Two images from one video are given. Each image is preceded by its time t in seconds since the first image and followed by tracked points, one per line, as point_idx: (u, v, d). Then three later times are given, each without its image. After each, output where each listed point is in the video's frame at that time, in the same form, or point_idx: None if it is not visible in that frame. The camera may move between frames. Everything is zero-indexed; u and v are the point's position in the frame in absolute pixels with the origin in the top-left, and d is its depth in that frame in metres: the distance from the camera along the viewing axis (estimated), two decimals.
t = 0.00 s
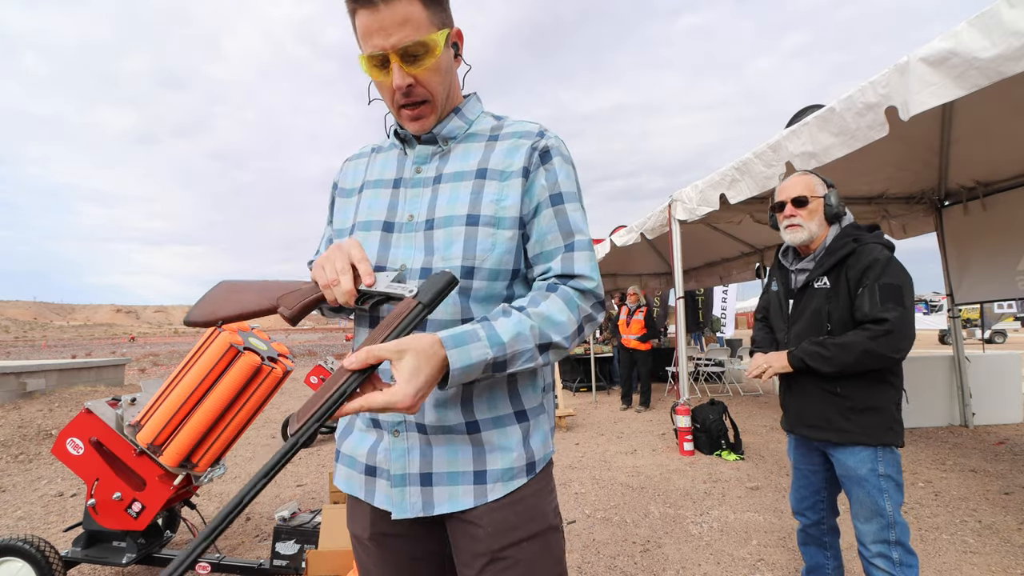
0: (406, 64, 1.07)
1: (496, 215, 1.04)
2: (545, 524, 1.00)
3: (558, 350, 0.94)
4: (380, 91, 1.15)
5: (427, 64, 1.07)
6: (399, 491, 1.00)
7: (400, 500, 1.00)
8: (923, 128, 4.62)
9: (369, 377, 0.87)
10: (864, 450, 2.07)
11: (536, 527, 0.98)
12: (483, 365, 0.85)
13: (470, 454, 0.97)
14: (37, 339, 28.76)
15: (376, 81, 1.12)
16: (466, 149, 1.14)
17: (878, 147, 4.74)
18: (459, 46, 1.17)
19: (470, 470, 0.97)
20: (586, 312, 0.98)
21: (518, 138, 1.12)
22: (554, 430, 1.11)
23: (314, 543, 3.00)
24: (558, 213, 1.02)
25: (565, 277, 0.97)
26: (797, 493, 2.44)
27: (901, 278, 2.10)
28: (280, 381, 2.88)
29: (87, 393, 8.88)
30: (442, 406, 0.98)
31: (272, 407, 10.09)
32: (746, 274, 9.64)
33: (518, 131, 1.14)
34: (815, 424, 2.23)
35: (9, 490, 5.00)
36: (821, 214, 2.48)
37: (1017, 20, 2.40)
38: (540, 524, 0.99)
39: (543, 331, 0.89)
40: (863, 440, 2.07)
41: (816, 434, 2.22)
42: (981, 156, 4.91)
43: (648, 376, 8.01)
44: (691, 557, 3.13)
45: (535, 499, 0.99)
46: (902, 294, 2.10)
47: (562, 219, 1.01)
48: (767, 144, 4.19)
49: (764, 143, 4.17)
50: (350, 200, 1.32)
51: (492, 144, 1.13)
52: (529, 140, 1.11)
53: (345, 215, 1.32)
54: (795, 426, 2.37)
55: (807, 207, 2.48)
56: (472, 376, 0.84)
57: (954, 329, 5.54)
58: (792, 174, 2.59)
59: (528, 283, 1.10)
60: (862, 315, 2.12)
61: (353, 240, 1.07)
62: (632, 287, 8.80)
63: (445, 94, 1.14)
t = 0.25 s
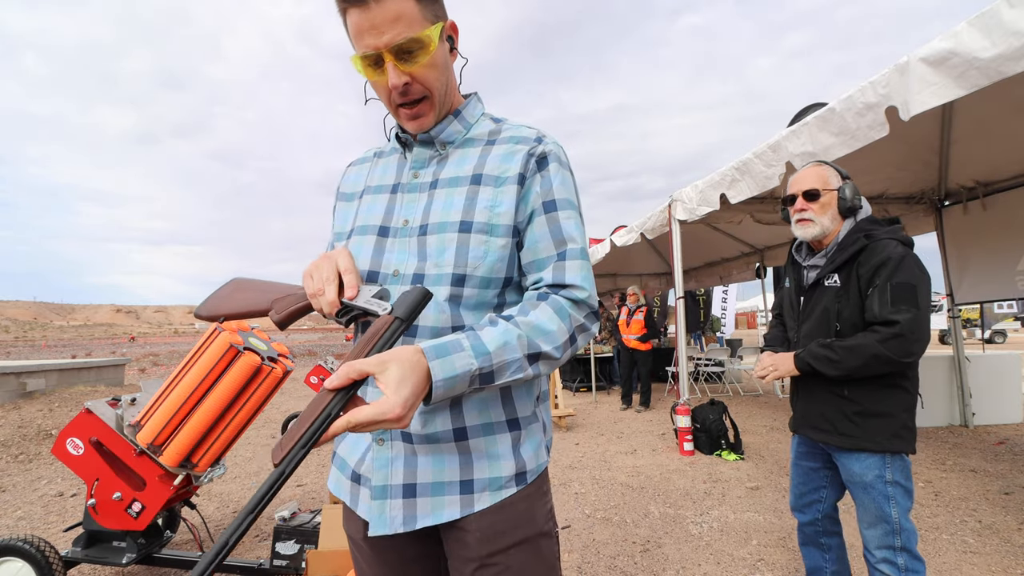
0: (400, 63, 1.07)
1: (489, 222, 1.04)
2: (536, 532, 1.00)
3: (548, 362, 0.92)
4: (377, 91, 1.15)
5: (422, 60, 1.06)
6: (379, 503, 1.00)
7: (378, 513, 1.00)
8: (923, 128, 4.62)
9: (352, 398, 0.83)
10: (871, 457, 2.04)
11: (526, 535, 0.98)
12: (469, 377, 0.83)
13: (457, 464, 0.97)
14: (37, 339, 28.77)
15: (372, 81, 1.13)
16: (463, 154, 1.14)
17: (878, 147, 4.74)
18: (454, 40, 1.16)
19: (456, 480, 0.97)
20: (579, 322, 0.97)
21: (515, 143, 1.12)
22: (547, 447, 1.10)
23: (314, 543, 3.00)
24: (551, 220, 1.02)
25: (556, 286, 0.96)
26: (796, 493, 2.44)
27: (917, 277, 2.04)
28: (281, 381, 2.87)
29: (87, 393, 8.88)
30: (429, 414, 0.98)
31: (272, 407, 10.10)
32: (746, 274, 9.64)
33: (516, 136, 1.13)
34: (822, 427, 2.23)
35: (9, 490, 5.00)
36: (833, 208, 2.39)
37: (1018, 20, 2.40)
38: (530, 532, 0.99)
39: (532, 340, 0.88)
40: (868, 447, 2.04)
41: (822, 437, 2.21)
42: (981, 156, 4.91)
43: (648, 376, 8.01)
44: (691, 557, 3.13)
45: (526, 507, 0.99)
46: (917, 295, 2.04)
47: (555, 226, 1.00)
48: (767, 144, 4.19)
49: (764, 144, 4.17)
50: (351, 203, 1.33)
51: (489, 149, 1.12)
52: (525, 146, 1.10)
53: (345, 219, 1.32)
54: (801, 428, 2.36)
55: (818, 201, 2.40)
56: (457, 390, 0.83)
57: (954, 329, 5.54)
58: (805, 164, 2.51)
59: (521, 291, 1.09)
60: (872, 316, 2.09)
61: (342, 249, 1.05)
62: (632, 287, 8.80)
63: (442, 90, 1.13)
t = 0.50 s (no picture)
0: (388, 54, 1.05)
1: (482, 223, 1.04)
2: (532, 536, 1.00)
3: (542, 364, 0.91)
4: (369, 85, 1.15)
5: (409, 52, 1.05)
6: (369, 505, 1.00)
7: (368, 516, 1.00)
8: (923, 128, 4.62)
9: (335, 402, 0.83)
10: (877, 459, 2.03)
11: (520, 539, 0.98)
12: (458, 381, 0.84)
13: (450, 467, 0.97)
14: (37, 339, 28.78)
15: (363, 75, 1.13)
16: (457, 154, 1.14)
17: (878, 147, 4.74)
18: (447, 34, 1.16)
19: (450, 483, 0.97)
20: (575, 323, 0.96)
21: (509, 141, 1.11)
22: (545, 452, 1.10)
23: (314, 543, 3.00)
24: (545, 219, 1.01)
25: (551, 287, 0.95)
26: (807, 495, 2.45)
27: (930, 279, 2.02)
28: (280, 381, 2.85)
29: (87, 393, 8.88)
30: (423, 415, 0.98)
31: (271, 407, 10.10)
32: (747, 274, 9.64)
33: (510, 134, 1.13)
34: (826, 426, 2.22)
35: (9, 490, 5.00)
36: (847, 206, 2.36)
37: (1018, 20, 2.40)
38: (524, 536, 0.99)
39: (523, 342, 0.87)
40: (874, 447, 2.04)
41: (826, 437, 2.21)
42: (981, 156, 4.91)
43: (648, 376, 8.01)
44: (691, 557, 3.13)
45: (521, 511, 0.99)
46: (930, 296, 2.02)
47: (547, 225, 1.00)
48: (767, 144, 4.19)
49: (764, 144, 4.17)
50: (352, 205, 1.33)
51: (484, 148, 1.12)
52: (519, 144, 1.10)
53: (345, 220, 1.33)
54: (802, 427, 2.36)
55: (831, 198, 2.38)
56: (445, 393, 0.83)
57: (954, 329, 5.54)
58: (819, 160, 2.49)
59: (517, 291, 1.09)
60: (884, 316, 2.07)
61: (338, 253, 1.06)
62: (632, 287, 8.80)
63: (433, 81, 1.12)
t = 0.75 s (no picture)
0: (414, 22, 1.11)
1: (483, 216, 1.04)
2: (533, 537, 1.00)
3: (550, 358, 0.90)
4: (379, 55, 1.14)
5: (432, 23, 1.12)
6: (373, 506, 1.01)
7: (372, 516, 1.01)
8: (923, 128, 4.62)
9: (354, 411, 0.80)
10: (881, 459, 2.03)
11: (522, 539, 0.98)
12: (469, 378, 0.83)
13: (454, 466, 0.97)
14: (37, 339, 28.79)
15: (378, 42, 1.13)
16: (455, 149, 1.15)
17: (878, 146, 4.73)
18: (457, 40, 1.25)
19: (454, 482, 0.97)
20: (581, 316, 0.95)
21: (507, 135, 1.11)
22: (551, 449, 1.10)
23: (314, 543, 3.00)
24: (547, 212, 1.00)
25: (556, 280, 0.94)
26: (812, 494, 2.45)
27: (934, 279, 2.02)
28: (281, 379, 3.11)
29: (87, 393, 8.88)
30: (428, 414, 0.98)
31: (271, 407, 10.10)
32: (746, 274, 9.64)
33: (508, 128, 1.13)
34: (830, 426, 2.22)
35: (9, 490, 5.00)
36: (852, 206, 2.35)
37: (1018, 20, 2.40)
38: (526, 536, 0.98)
39: (531, 337, 0.87)
40: (878, 448, 2.03)
41: (829, 437, 2.21)
42: (982, 156, 4.91)
43: (648, 376, 8.01)
44: (691, 557, 3.13)
45: (523, 510, 0.99)
46: (935, 296, 2.01)
47: (551, 218, 0.99)
48: (767, 144, 4.19)
49: (764, 144, 4.17)
50: (350, 206, 1.33)
51: (482, 143, 1.12)
52: (518, 138, 1.10)
53: (343, 221, 1.33)
54: (806, 427, 2.36)
55: (836, 198, 2.37)
56: (457, 390, 0.83)
57: (954, 329, 5.54)
58: (822, 161, 2.47)
59: (520, 286, 1.08)
60: (889, 317, 2.07)
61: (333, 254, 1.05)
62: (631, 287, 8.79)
63: (446, 65, 1.16)
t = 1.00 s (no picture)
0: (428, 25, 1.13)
1: (496, 214, 1.04)
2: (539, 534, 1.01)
3: (570, 354, 0.96)
4: (390, 53, 1.14)
5: (446, 27, 1.14)
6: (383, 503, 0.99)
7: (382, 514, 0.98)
8: (923, 128, 4.62)
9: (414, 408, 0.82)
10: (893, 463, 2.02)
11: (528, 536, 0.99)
12: (508, 376, 0.85)
13: (464, 460, 0.96)
14: (37, 339, 28.82)
15: (389, 41, 1.14)
16: (465, 149, 1.15)
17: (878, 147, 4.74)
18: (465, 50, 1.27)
19: (464, 476, 0.96)
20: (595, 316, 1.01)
21: (519, 139, 1.12)
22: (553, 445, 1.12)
23: (314, 543, 3.00)
24: (565, 216, 1.04)
25: (574, 279, 0.99)
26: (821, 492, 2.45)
27: (935, 279, 2.01)
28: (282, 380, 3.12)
29: (87, 393, 8.88)
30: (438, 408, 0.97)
31: (271, 407, 10.10)
32: (746, 274, 9.64)
33: (519, 133, 1.14)
34: (843, 431, 2.21)
35: (9, 490, 5.00)
36: (851, 207, 2.36)
37: (1018, 20, 2.40)
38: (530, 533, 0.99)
39: (560, 336, 0.91)
40: (892, 452, 2.02)
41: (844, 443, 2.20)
42: (981, 156, 4.91)
43: (648, 376, 8.01)
44: (691, 557, 3.13)
45: (527, 506, 1.00)
46: (937, 297, 2.00)
47: (570, 222, 1.03)
48: (767, 144, 4.19)
49: (764, 143, 4.17)
50: (349, 205, 1.32)
51: (493, 145, 1.13)
52: (530, 142, 1.12)
53: (343, 220, 1.31)
54: (822, 432, 2.36)
55: (835, 200, 2.39)
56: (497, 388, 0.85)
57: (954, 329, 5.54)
58: (820, 162, 2.48)
59: (528, 284, 1.10)
60: (892, 320, 2.06)
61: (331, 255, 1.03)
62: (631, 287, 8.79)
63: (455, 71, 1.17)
